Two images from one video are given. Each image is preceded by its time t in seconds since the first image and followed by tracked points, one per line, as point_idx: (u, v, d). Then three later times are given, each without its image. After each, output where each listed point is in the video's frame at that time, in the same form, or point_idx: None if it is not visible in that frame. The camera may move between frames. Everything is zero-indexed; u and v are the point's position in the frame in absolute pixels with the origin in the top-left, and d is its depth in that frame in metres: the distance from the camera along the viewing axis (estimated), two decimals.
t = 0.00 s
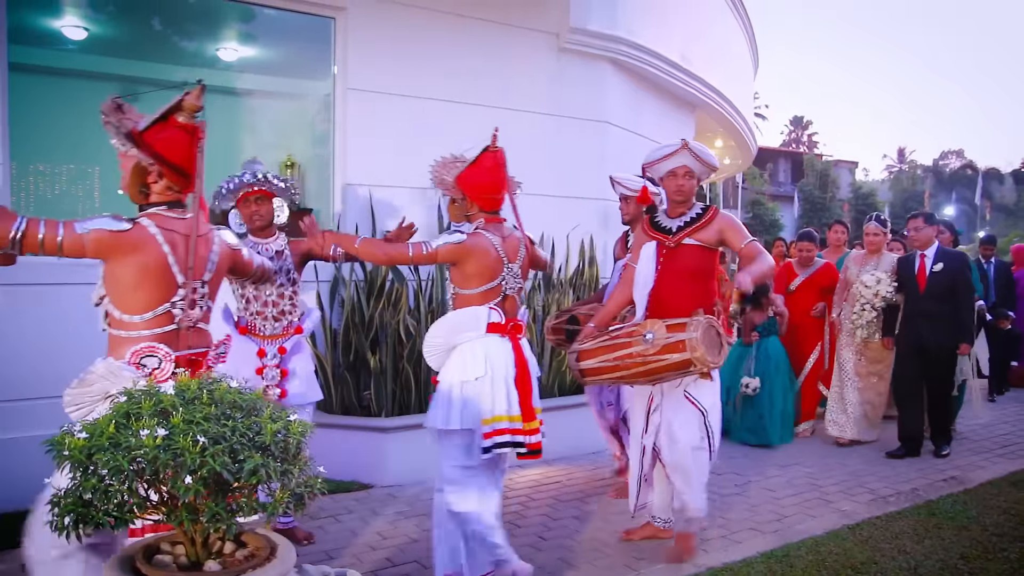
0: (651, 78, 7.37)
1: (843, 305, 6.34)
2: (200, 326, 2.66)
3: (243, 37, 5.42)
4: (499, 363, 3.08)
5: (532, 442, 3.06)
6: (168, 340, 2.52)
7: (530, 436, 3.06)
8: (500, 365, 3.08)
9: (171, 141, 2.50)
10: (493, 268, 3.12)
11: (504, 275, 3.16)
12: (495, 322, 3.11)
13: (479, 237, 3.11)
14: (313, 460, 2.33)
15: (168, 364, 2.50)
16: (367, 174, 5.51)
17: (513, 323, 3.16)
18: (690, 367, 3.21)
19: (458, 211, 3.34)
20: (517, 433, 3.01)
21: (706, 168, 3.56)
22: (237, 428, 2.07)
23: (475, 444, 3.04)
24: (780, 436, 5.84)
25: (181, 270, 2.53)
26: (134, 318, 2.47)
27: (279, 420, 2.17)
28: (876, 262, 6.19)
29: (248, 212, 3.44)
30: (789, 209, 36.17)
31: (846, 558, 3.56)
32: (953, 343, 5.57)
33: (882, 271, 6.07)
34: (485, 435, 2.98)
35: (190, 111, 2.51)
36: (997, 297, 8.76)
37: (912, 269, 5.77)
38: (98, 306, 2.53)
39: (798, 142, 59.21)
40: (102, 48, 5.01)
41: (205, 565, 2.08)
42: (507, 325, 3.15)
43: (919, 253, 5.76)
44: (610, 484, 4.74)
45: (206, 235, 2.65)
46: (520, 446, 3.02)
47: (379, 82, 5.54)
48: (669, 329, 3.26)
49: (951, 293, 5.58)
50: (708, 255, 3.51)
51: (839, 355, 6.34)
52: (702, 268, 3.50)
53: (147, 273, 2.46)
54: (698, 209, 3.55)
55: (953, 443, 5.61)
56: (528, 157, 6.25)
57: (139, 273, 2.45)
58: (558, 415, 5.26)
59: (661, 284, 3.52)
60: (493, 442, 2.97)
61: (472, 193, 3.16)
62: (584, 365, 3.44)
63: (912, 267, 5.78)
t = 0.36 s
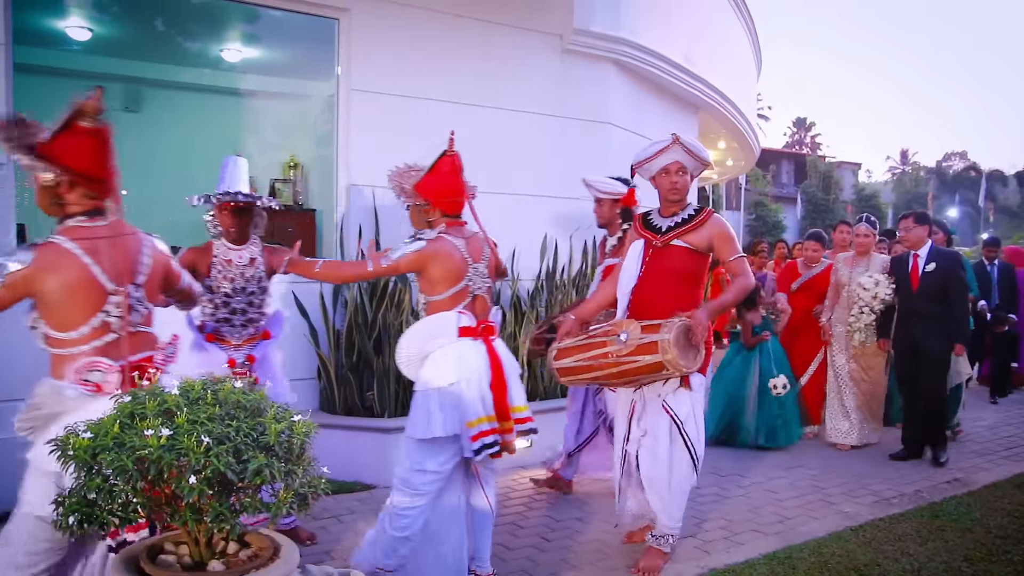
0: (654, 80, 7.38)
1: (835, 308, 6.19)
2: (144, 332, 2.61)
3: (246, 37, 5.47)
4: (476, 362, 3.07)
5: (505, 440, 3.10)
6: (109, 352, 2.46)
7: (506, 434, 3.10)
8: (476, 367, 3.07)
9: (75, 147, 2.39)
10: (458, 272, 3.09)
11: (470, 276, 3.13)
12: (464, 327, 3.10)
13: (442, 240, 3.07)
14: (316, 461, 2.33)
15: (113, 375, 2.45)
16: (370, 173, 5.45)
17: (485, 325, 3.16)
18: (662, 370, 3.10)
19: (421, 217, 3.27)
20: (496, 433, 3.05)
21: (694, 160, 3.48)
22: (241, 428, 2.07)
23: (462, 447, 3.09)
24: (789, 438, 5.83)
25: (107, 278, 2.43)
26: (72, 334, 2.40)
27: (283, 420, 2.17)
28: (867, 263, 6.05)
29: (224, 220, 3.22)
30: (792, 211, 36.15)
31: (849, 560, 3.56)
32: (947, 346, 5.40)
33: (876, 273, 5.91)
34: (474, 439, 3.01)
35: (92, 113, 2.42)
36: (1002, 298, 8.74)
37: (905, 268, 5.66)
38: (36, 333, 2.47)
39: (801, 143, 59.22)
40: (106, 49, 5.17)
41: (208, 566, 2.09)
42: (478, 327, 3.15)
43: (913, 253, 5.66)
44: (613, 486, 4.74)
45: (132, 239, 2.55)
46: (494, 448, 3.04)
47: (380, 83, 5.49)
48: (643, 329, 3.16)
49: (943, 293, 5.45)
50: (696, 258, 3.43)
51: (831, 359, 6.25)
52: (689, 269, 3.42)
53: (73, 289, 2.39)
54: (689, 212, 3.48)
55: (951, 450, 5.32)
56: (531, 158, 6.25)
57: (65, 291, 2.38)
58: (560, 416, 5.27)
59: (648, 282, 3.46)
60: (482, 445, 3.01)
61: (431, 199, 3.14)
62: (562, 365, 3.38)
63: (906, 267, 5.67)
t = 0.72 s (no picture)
0: (656, 82, 7.38)
1: (827, 311, 6.14)
2: (52, 319, 2.66)
3: (249, 39, 5.47)
4: (411, 362, 3.02)
5: (443, 450, 3.02)
6: (11, 335, 2.56)
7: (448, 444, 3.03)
8: (410, 368, 3.02)
9: None
10: (408, 265, 3.04)
11: (422, 272, 3.06)
12: (410, 324, 3.05)
13: (393, 235, 3.05)
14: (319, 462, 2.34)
15: (9, 361, 2.53)
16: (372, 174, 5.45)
17: (433, 325, 3.08)
18: (651, 379, 3.11)
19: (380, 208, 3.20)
20: (423, 440, 2.99)
21: (679, 160, 3.41)
22: (244, 429, 2.08)
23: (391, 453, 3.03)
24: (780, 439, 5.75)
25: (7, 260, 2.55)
26: None
27: (286, 421, 2.18)
28: (862, 265, 5.96)
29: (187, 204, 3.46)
30: (794, 213, 36.13)
31: (850, 562, 3.56)
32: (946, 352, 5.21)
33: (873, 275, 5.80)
34: (393, 442, 2.95)
35: None
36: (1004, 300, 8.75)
37: (904, 270, 5.45)
38: None
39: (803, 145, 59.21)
40: (109, 51, 5.20)
41: (211, 567, 2.09)
42: (425, 327, 3.07)
43: (911, 256, 5.44)
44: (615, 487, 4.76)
45: (45, 220, 2.61)
46: (425, 456, 2.98)
47: (381, 85, 5.49)
48: (634, 337, 3.18)
49: (942, 296, 5.27)
50: (689, 259, 3.40)
51: (828, 364, 6.17)
52: (682, 273, 3.39)
53: None
54: (678, 210, 3.44)
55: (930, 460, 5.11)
56: (532, 159, 6.25)
57: None
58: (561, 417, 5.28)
59: (642, 287, 3.42)
60: (399, 450, 2.94)
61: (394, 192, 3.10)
62: (553, 367, 3.40)
63: (904, 269, 5.46)
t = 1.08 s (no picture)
0: (659, 83, 7.38)
1: (826, 314, 5.98)
2: (33, 333, 2.66)
3: (252, 41, 5.48)
4: (402, 370, 3.00)
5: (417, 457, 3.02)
6: None
7: (420, 451, 3.02)
8: (403, 377, 3.00)
9: None
10: (406, 268, 3.03)
11: (417, 277, 3.06)
12: (401, 329, 3.03)
13: (393, 235, 3.03)
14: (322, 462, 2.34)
15: None
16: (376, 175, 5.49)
17: (423, 331, 3.08)
18: (638, 387, 3.05)
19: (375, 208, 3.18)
20: (408, 447, 3.00)
21: (633, 167, 3.30)
22: (248, 430, 2.08)
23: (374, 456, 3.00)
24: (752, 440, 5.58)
25: None
26: None
27: (289, 422, 2.18)
28: (859, 267, 5.81)
29: (184, 206, 3.44)
30: (797, 214, 36.10)
31: (854, 563, 3.55)
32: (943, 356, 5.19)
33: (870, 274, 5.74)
34: (383, 450, 2.95)
35: None
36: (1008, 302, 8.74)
37: (905, 273, 5.44)
38: None
39: (806, 146, 59.17)
40: (113, 52, 5.14)
41: (215, 567, 2.09)
42: (414, 333, 3.06)
43: (914, 257, 5.41)
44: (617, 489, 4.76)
45: (40, 232, 2.63)
46: (409, 464, 3.00)
47: (385, 87, 5.50)
48: (617, 345, 3.11)
49: (942, 299, 5.24)
50: (662, 258, 3.37)
51: (826, 368, 5.92)
52: (655, 273, 3.36)
53: None
54: (645, 209, 3.40)
55: (932, 467, 5.04)
56: (535, 161, 6.26)
57: None
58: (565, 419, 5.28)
59: (615, 289, 3.39)
60: (391, 458, 2.96)
61: (396, 198, 3.12)
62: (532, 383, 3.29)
63: (906, 272, 5.44)
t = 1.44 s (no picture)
0: (661, 82, 7.38)
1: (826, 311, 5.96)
2: None
3: (254, 40, 5.48)
4: (409, 371, 2.98)
5: (450, 455, 3.04)
6: None
7: (453, 449, 3.05)
8: (410, 378, 2.98)
9: None
10: (403, 272, 3.04)
11: (413, 277, 3.08)
12: (404, 332, 3.04)
13: (389, 235, 3.04)
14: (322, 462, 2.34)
15: None
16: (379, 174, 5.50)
17: (423, 331, 3.10)
18: (608, 385, 3.05)
19: (367, 211, 3.14)
20: (434, 448, 2.96)
21: (592, 163, 3.26)
22: (250, 429, 2.08)
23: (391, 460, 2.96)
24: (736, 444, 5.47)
25: None
26: None
27: (292, 421, 2.19)
28: (859, 264, 5.77)
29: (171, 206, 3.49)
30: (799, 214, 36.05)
31: (855, 563, 3.55)
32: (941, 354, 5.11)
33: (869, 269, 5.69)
34: (406, 454, 2.88)
35: None
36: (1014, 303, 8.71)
37: (905, 269, 5.33)
38: None
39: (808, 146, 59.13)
40: (115, 52, 5.14)
41: (217, 565, 2.10)
42: (416, 333, 3.08)
43: (913, 253, 5.32)
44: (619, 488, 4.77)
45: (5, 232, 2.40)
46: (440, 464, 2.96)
47: (387, 87, 5.51)
48: (585, 344, 3.11)
49: (941, 298, 5.15)
50: (629, 253, 3.29)
51: (821, 368, 5.94)
52: (622, 269, 3.28)
53: None
54: (609, 206, 3.35)
55: (934, 466, 5.05)
56: (536, 160, 6.26)
57: None
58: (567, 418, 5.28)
59: (581, 286, 3.33)
60: (415, 461, 2.88)
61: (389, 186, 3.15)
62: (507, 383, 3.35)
63: (906, 268, 5.34)
